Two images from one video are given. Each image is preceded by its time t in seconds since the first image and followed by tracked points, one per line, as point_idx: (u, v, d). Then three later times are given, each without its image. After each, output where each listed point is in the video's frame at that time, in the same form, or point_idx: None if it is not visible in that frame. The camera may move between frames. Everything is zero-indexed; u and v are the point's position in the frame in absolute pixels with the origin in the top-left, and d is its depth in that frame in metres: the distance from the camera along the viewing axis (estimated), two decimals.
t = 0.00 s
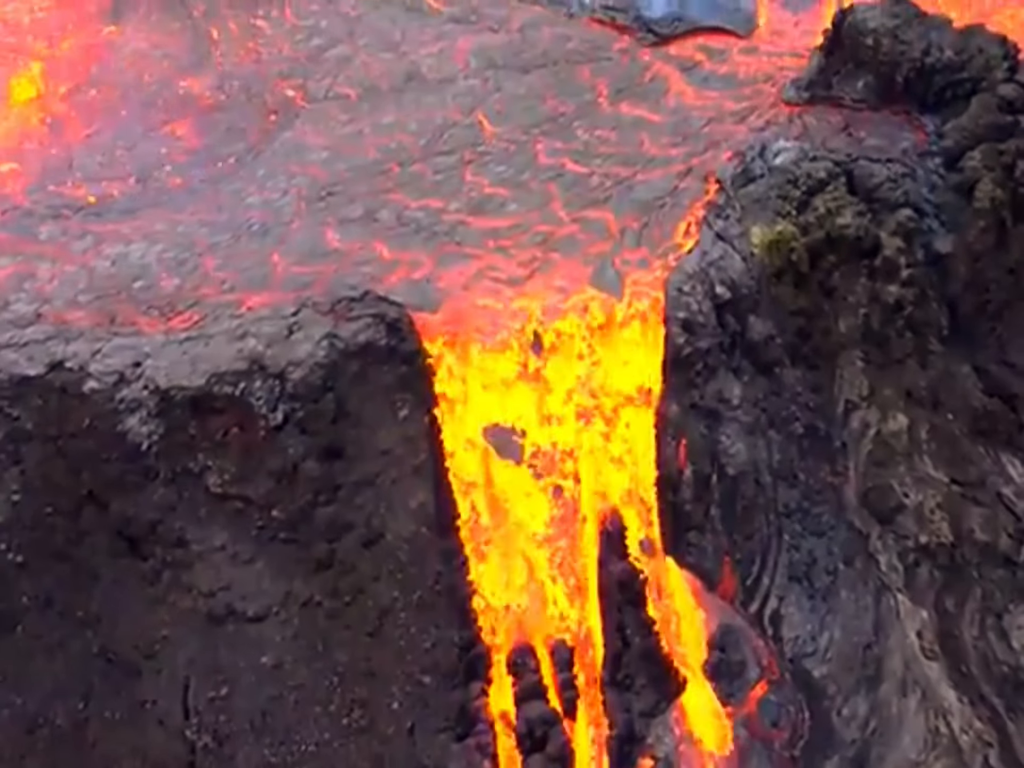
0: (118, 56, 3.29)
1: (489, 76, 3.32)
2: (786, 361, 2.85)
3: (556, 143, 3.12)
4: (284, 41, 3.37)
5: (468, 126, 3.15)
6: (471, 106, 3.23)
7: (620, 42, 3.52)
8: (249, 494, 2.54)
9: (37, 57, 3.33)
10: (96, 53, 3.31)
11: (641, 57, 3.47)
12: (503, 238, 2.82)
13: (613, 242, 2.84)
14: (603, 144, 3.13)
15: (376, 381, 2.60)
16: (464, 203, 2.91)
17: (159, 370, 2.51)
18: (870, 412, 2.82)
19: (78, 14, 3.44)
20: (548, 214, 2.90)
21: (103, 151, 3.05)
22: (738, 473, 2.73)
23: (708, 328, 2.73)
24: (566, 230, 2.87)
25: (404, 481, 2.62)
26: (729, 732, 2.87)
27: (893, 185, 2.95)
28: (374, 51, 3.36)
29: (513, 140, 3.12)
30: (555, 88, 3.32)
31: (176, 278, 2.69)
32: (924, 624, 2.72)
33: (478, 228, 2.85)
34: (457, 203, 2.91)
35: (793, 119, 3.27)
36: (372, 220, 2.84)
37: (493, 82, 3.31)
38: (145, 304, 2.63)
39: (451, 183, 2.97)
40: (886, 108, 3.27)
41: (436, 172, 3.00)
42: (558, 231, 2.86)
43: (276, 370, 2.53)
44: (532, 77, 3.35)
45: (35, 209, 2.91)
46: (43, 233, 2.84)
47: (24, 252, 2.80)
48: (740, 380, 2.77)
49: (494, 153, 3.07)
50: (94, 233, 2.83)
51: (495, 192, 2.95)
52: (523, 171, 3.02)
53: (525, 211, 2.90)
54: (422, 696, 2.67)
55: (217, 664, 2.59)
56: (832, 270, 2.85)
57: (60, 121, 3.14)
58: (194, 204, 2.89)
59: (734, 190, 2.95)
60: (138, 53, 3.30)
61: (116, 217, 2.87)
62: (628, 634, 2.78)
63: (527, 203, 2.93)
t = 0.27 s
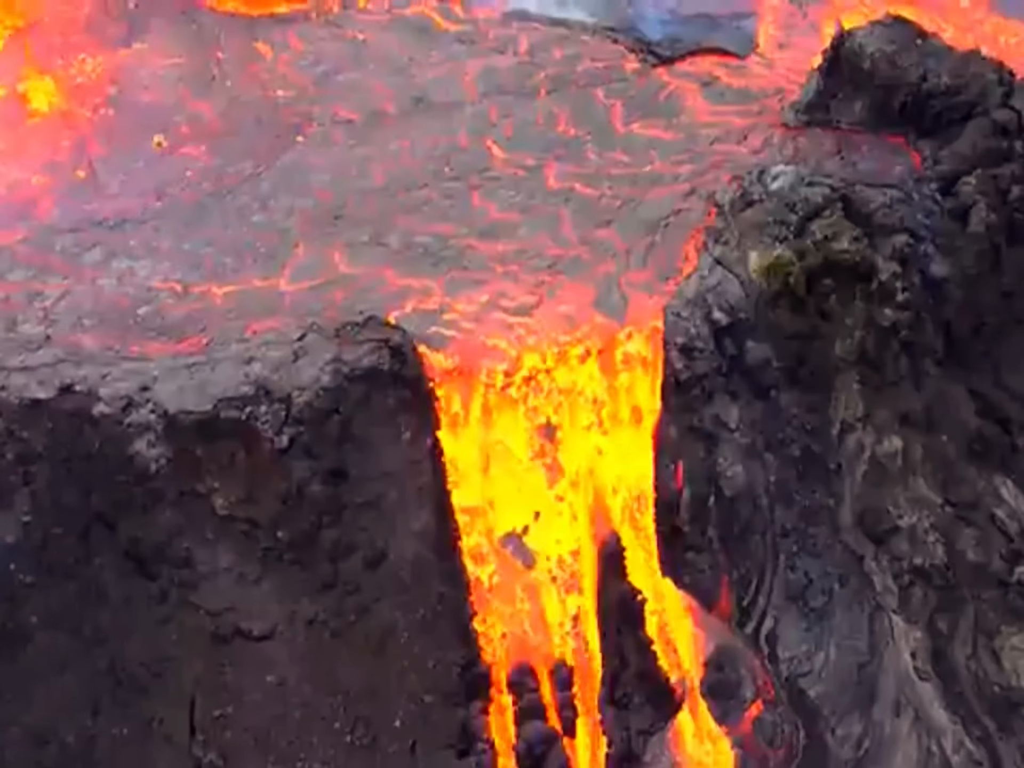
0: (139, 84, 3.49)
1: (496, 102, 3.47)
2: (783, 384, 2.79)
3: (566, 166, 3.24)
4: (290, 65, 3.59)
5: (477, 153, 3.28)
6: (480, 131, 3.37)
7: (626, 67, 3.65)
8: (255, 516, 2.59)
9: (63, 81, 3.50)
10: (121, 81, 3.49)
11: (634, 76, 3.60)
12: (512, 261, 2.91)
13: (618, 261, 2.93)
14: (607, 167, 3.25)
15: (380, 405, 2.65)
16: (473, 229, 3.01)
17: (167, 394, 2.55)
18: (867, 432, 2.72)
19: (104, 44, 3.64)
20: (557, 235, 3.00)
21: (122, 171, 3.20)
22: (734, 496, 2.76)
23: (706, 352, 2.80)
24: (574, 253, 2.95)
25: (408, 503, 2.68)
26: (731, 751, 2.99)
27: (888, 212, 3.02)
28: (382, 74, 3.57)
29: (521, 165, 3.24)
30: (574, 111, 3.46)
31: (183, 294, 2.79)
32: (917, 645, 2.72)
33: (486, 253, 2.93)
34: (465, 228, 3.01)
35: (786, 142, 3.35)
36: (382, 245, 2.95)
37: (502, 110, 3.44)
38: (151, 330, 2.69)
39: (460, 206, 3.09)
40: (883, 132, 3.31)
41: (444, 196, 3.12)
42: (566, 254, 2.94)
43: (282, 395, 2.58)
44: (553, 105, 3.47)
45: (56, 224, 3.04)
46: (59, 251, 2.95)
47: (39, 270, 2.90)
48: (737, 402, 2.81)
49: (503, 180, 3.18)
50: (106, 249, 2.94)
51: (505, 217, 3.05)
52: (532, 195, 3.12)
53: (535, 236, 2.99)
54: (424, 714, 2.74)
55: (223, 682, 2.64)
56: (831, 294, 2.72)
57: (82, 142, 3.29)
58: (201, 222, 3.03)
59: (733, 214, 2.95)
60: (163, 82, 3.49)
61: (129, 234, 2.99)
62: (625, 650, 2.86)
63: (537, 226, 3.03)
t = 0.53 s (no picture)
0: (162, 99, 3.55)
1: (505, 124, 3.51)
2: (783, 403, 2.90)
3: (577, 185, 3.30)
4: (294, 83, 3.63)
5: (486, 173, 3.32)
6: (490, 151, 3.41)
7: (636, 87, 3.68)
8: (264, 533, 2.64)
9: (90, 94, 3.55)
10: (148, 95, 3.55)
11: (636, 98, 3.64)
12: (525, 281, 2.96)
13: (628, 279, 2.99)
14: (614, 186, 3.30)
15: (387, 423, 2.70)
16: (484, 250, 3.06)
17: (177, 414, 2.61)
18: (864, 451, 2.91)
19: (128, 59, 3.70)
20: (566, 258, 3.04)
21: (144, 184, 3.25)
22: (735, 514, 2.81)
23: (707, 372, 2.83)
24: (583, 273, 3.00)
25: (414, 520, 2.73)
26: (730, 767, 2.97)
27: (888, 232, 3.07)
28: (388, 96, 3.60)
29: (530, 186, 3.29)
30: (587, 132, 3.51)
31: (188, 312, 2.84)
32: (914, 661, 2.82)
33: (495, 275, 2.97)
34: (475, 250, 3.06)
35: (788, 163, 3.40)
36: (393, 266, 3.00)
37: (510, 131, 3.48)
38: (160, 347, 2.75)
39: (469, 226, 3.14)
40: (883, 151, 3.34)
41: (453, 216, 3.17)
42: (574, 275, 2.99)
43: (290, 414, 2.63)
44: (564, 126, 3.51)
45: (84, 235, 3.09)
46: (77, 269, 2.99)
47: (58, 289, 2.93)
48: (738, 421, 2.87)
49: (513, 199, 3.24)
50: (123, 265, 2.99)
51: (515, 237, 3.11)
52: (542, 214, 3.19)
53: (546, 257, 3.04)
54: (430, 727, 2.81)
55: (232, 696, 2.69)
56: (830, 314, 2.91)
57: (109, 154, 3.34)
58: (212, 235, 3.09)
59: (733, 235, 3.02)
60: (185, 99, 3.55)
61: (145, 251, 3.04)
62: (626, 666, 2.88)
63: (546, 247, 3.08)
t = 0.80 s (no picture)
0: (192, 120, 3.62)
1: (523, 149, 3.54)
2: (791, 428, 2.97)
3: (595, 208, 3.35)
4: (312, 105, 3.69)
5: (504, 196, 3.37)
6: (508, 175, 3.44)
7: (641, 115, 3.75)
8: (281, 555, 2.70)
9: (123, 115, 3.64)
10: (180, 114, 3.63)
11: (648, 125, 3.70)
12: (541, 308, 3.01)
13: (643, 307, 3.02)
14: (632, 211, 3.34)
15: (401, 448, 2.76)
16: (500, 275, 3.10)
17: (198, 438, 2.67)
18: (871, 476, 2.94)
19: (157, 79, 3.76)
20: (581, 284, 3.08)
21: (171, 206, 3.33)
22: (743, 538, 2.88)
23: (716, 400, 2.90)
24: (597, 300, 3.05)
25: (427, 543, 2.78)
26: None
27: (897, 260, 3.13)
28: (400, 121, 3.64)
29: (548, 211, 3.33)
30: (607, 157, 3.55)
31: (211, 336, 2.90)
32: (917, 685, 2.87)
33: (512, 300, 3.03)
34: (493, 275, 3.11)
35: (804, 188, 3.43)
36: (411, 291, 3.05)
37: (528, 156, 3.51)
38: (181, 370, 2.82)
39: (486, 251, 3.19)
40: (893, 178, 3.39)
41: (470, 240, 3.22)
42: (589, 301, 3.04)
43: (308, 439, 2.69)
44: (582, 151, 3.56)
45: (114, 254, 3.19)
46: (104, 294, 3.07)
47: (87, 313, 3.01)
48: (746, 446, 2.93)
49: (531, 221, 3.29)
50: (150, 289, 3.06)
51: (532, 262, 3.15)
52: (558, 239, 3.23)
53: (563, 282, 3.09)
54: (441, 745, 2.86)
55: (249, 713, 2.76)
56: (838, 339, 2.96)
57: (141, 175, 3.43)
58: (237, 258, 3.15)
59: (743, 263, 3.07)
60: (213, 121, 3.61)
61: (171, 276, 3.10)
62: (634, 688, 2.92)
63: (564, 272, 3.12)
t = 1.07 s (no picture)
0: (222, 136, 3.70)
1: (544, 168, 3.62)
2: (802, 450, 3.01)
3: (615, 225, 3.41)
4: (338, 116, 3.79)
5: (526, 213, 3.44)
6: (530, 191, 3.52)
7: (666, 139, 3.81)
8: (301, 569, 2.77)
9: (158, 133, 3.71)
10: (214, 132, 3.71)
11: (669, 146, 3.78)
12: (558, 329, 3.07)
13: (656, 335, 3.07)
14: (651, 231, 3.40)
15: (419, 465, 2.83)
16: (519, 293, 3.17)
17: (221, 455, 2.74)
18: (881, 498, 2.97)
19: (190, 98, 3.83)
20: (597, 305, 3.14)
21: (204, 223, 3.41)
22: (754, 559, 2.91)
23: (728, 422, 2.94)
24: (614, 323, 3.11)
25: (443, 558, 2.85)
26: None
27: (911, 285, 3.18)
28: (422, 134, 3.74)
29: (569, 227, 3.40)
30: (631, 178, 3.61)
31: (238, 353, 2.98)
32: (923, 707, 2.91)
33: (529, 321, 3.09)
34: (512, 294, 3.17)
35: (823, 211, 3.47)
36: (433, 308, 3.12)
37: (550, 175, 3.59)
38: (212, 386, 2.89)
39: (507, 269, 3.25)
40: (908, 202, 3.41)
41: (491, 257, 3.28)
42: (604, 324, 3.10)
43: (328, 457, 2.76)
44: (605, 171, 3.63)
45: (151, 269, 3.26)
46: (134, 305, 3.14)
47: (120, 328, 3.07)
48: (758, 467, 3.00)
49: (551, 238, 3.35)
50: (180, 306, 3.13)
51: (550, 281, 3.21)
52: (576, 257, 3.29)
53: (579, 302, 3.15)
54: (454, 757, 2.93)
55: (268, 723, 2.83)
56: (850, 362, 2.97)
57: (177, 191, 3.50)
58: (265, 276, 3.23)
59: (758, 287, 3.12)
60: (244, 138, 3.69)
61: (202, 292, 3.18)
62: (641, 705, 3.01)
63: (580, 293, 3.17)
